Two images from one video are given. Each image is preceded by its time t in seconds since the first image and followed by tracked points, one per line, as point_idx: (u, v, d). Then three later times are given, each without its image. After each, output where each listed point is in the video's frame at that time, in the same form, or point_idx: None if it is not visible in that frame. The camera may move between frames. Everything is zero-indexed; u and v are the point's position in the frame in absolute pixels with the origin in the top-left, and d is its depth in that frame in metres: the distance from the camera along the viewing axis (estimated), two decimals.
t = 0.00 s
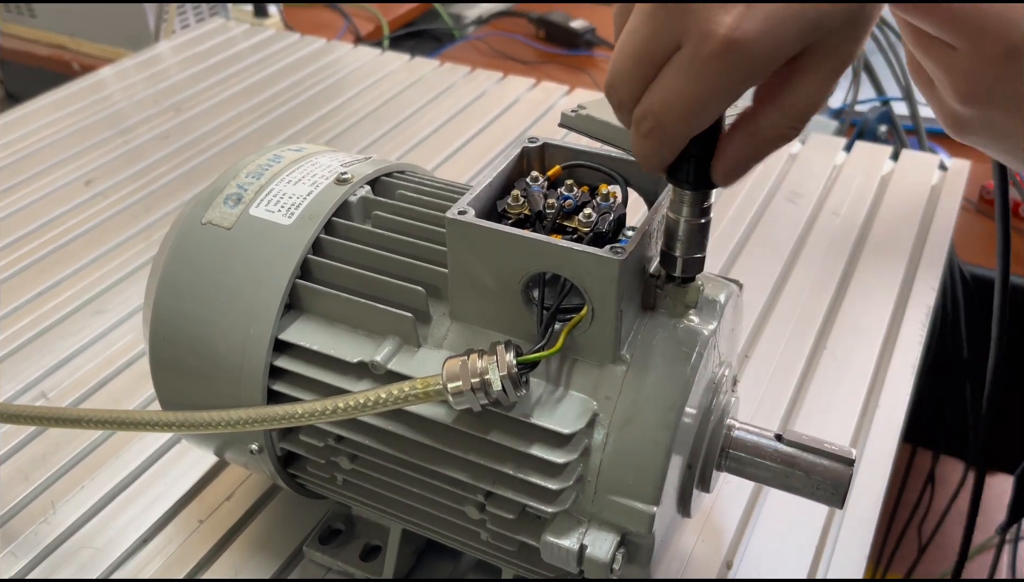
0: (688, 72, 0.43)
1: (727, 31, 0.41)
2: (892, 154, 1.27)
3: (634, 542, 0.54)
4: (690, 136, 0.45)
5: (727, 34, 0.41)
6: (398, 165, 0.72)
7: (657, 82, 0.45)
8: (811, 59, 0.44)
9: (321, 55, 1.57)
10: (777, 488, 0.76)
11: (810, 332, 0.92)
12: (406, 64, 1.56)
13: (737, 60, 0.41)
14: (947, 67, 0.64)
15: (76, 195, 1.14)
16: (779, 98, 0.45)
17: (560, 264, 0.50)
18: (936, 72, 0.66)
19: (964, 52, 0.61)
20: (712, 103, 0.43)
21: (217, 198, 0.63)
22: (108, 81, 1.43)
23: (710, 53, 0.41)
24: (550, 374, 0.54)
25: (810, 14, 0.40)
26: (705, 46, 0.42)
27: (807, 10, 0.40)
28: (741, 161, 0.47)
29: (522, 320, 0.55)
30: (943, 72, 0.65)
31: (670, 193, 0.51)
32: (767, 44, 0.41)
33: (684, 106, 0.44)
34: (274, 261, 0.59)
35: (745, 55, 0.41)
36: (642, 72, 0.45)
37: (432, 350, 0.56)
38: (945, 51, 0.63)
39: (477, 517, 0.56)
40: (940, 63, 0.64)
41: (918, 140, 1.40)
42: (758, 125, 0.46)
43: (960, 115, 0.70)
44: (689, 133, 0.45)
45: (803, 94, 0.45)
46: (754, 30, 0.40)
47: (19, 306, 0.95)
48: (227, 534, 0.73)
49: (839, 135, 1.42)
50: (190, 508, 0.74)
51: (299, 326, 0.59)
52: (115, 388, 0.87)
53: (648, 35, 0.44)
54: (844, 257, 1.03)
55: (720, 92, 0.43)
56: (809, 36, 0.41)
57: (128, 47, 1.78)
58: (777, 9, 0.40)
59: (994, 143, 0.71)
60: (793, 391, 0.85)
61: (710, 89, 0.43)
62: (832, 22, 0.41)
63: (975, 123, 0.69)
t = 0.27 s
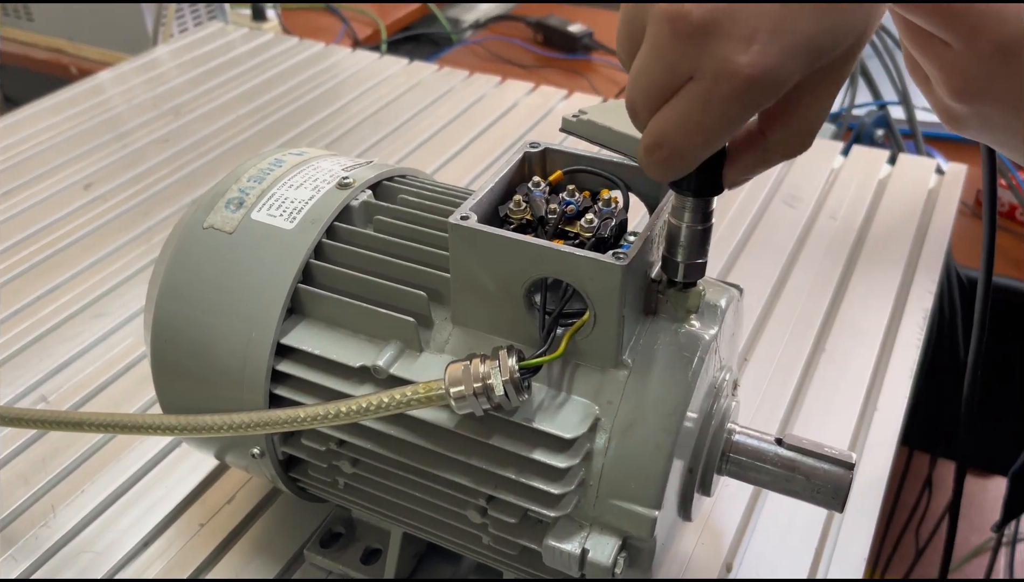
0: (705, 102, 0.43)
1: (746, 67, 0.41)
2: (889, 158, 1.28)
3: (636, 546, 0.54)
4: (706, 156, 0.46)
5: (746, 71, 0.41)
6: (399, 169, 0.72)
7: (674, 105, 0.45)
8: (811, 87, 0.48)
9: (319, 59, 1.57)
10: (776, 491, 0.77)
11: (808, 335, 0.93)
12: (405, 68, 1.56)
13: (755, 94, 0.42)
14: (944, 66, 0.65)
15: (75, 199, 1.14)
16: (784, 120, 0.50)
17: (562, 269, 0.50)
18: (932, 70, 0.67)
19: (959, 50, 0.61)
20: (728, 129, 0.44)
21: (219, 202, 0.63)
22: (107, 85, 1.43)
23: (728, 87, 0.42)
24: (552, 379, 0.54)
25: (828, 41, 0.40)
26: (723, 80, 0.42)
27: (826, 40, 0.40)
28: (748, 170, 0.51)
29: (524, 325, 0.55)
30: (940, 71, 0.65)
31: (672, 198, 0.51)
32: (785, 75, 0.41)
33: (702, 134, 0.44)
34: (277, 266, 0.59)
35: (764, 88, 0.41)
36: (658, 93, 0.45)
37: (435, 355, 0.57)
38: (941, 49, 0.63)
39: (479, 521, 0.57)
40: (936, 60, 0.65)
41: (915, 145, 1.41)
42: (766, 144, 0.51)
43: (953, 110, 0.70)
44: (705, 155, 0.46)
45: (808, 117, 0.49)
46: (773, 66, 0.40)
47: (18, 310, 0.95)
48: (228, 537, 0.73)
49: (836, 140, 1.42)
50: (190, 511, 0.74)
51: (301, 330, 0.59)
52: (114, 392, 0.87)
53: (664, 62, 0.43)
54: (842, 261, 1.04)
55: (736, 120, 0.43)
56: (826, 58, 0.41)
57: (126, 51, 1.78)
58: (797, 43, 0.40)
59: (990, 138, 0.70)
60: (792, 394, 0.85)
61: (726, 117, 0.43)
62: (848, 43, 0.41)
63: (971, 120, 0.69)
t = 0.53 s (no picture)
0: (700, 108, 0.43)
1: (742, 74, 0.41)
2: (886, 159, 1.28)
3: (636, 544, 0.54)
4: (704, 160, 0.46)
5: (743, 78, 0.41)
6: (399, 171, 0.72)
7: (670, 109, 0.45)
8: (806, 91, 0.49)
9: (318, 62, 1.58)
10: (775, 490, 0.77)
11: (806, 336, 0.93)
12: (404, 71, 1.56)
13: (751, 100, 0.42)
14: (943, 72, 0.65)
15: (74, 202, 1.14)
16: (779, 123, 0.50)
17: (562, 268, 0.50)
18: (930, 75, 0.67)
19: (956, 56, 0.62)
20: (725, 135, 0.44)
21: (220, 203, 0.64)
22: (106, 88, 1.44)
23: (724, 93, 0.42)
24: (552, 378, 0.54)
25: (824, 49, 0.41)
26: (720, 86, 0.42)
27: (822, 47, 0.40)
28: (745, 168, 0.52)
29: (524, 325, 0.55)
30: (938, 76, 0.66)
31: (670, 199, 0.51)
32: (781, 82, 0.41)
33: (698, 140, 0.45)
34: (277, 267, 0.60)
35: (760, 95, 0.42)
36: (654, 98, 0.45)
37: (435, 355, 0.57)
38: (939, 54, 0.64)
39: (479, 520, 0.57)
40: (934, 65, 0.65)
41: (912, 146, 1.42)
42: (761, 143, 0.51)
43: (952, 117, 0.69)
44: (703, 159, 0.46)
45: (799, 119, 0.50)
46: (769, 72, 0.41)
47: (18, 313, 0.95)
48: (228, 538, 0.73)
49: (834, 142, 1.43)
50: (191, 512, 0.74)
51: (301, 331, 0.60)
52: (114, 394, 0.87)
53: (660, 67, 0.44)
54: (840, 262, 1.04)
55: (733, 126, 0.44)
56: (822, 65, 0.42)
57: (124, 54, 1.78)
58: (793, 50, 0.40)
59: (989, 143, 0.70)
60: (790, 394, 0.86)
61: (723, 123, 0.43)
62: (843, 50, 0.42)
63: (970, 126, 0.69)
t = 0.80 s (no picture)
0: (681, 115, 0.45)
1: (719, 82, 0.42)
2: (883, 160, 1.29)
3: (634, 544, 0.55)
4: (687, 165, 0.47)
5: (719, 85, 0.42)
6: (397, 173, 0.72)
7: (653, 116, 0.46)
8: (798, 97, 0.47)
9: (316, 64, 1.58)
10: (773, 490, 0.77)
11: (804, 337, 0.93)
12: (402, 73, 1.57)
13: (728, 106, 0.43)
14: (941, 79, 0.65)
15: (73, 205, 1.14)
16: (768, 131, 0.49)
17: (560, 270, 0.51)
18: (927, 82, 0.67)
19: (954, 61, 0.62)
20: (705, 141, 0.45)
21: (219, 205, 0.64)
22: (104, 91, 1.44)
23: (703, 100, 0.43)
24: (550, 379, 0.55)
25: (798, 58, 0.42)
26: (697, 93, 0.43)
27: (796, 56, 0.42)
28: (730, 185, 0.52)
29: (522, 326, 0.56)
30: (936, 82, 0.66)
31: (668, 200, 0.52)
32: (758, 90, 0.43)
33: (679, 145, 0.46)
34: (276, 268, 0.60)
35: (737, 103, 0.43)
36: (636, 105, 0.46)
37: (433, 356, 0.57)
38: (937, 60, 0.64)
39: (478, 520, 0.57)
40: (932, 71, 0.65)
41: (909, 147, 1.42)
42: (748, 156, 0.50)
43: (950, 122, 0.70)
44: (685, 164, 0.47)
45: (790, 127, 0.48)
46: (745, 79, 0.42)
47: (17, 315, 0.95)
48: (228, 539, 0.73)
49: (831, 143, 1.43)
50: (190, 514, 0.75)
51: (301, 332, 0.60)
52: (113, 395, 0.87)
53: (641, 73, 0.44)
54: (837, 263, 1.05)
55: (712, 132, 0.45)
56: (796, 72, 0.43)
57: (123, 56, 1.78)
58: (767, 58, 0.41)
59: (986, 147, 0.70)
60: (788, 395, 0.86)
61: (702, 130, 0.45)
62: (817, 58, 0.43)
63: (968, 130, 0.69)
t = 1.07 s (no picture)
0: (664, 116, 0.45)
1: (698, 84, 0.42)
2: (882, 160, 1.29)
3: (633, 543, 0.55)
4: (675, 166, 0.47)
5: (698, 87, 0.42)
6: (396, 173, 0.73)
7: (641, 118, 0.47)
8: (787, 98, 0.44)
9: (315, 65, 1.58)
10: (773, 489, 0.77)
11: (803, 336, 0.93)
12: (401, 74, 1.57)
13: (708, 106, 0.43)
14: (940, 82, 0.65)
15: (73, 206, 1.14)
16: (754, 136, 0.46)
17: (558, 269, 0.51)
18: (927, 87, 0.67)
19: (953, 62, 0.63)
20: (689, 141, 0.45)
21: (218, 206, 0.64)
22: (104, 93, 1.44)
23: (683, 102, 0.43)
24: (549, 378, 0.55)
25: (778, 60, 0.41)
26: (678, 95, 0.43)
27: (775, 59, 0.41)
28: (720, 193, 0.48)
29: (521, 325, 0.56)
30: (935, 86, 0.66)
31: (666, 200, 0.52)
32: (739, 93, 0.42)
33: (665, 146, 0.46)
34: (275, 268, 0.60)
35: (718, 105, 0.43)
36: (624, 108, 0.47)
37: (433, 355, 0.57)
38: (936, 63, 0.65)
39: (478, 519, 0.57)
40: (931, 74, 0.66)
41: (908, 147, 1.43)
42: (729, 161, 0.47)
43: (949, 124, 0.69)
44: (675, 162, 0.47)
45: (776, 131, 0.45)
46: (723, 83, 0.41)
47: (17, 316, 0.95)
48: (229, 539, 0.73)
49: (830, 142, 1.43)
50: (190, 514, 0.75)
51: (300, 332, 0.60)
52: (114, 397, 0.87)
53: (627, 78, 0.45)
54: (835, 262, 1.05)
55: (696, 133, 0.45)
56: (779, 80, 0.42)
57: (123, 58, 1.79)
58: (746, 61, 0.41)
59: (985, 151, 0.69)
60: (787, 395, 0.86)
61: (686, 131, 0.45)
62: (799, 67, 0.42)
63: (967, 133, 0.68)
